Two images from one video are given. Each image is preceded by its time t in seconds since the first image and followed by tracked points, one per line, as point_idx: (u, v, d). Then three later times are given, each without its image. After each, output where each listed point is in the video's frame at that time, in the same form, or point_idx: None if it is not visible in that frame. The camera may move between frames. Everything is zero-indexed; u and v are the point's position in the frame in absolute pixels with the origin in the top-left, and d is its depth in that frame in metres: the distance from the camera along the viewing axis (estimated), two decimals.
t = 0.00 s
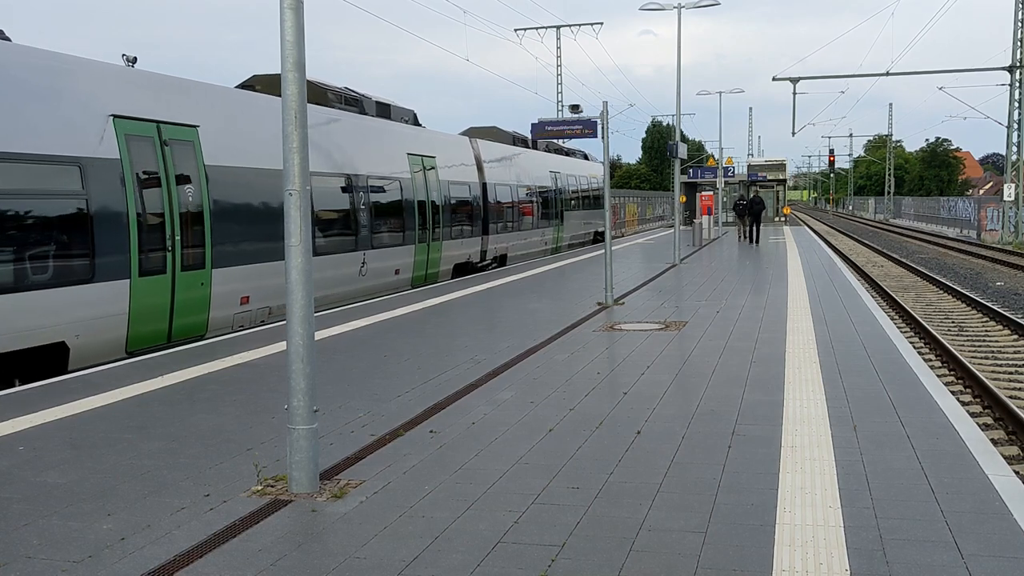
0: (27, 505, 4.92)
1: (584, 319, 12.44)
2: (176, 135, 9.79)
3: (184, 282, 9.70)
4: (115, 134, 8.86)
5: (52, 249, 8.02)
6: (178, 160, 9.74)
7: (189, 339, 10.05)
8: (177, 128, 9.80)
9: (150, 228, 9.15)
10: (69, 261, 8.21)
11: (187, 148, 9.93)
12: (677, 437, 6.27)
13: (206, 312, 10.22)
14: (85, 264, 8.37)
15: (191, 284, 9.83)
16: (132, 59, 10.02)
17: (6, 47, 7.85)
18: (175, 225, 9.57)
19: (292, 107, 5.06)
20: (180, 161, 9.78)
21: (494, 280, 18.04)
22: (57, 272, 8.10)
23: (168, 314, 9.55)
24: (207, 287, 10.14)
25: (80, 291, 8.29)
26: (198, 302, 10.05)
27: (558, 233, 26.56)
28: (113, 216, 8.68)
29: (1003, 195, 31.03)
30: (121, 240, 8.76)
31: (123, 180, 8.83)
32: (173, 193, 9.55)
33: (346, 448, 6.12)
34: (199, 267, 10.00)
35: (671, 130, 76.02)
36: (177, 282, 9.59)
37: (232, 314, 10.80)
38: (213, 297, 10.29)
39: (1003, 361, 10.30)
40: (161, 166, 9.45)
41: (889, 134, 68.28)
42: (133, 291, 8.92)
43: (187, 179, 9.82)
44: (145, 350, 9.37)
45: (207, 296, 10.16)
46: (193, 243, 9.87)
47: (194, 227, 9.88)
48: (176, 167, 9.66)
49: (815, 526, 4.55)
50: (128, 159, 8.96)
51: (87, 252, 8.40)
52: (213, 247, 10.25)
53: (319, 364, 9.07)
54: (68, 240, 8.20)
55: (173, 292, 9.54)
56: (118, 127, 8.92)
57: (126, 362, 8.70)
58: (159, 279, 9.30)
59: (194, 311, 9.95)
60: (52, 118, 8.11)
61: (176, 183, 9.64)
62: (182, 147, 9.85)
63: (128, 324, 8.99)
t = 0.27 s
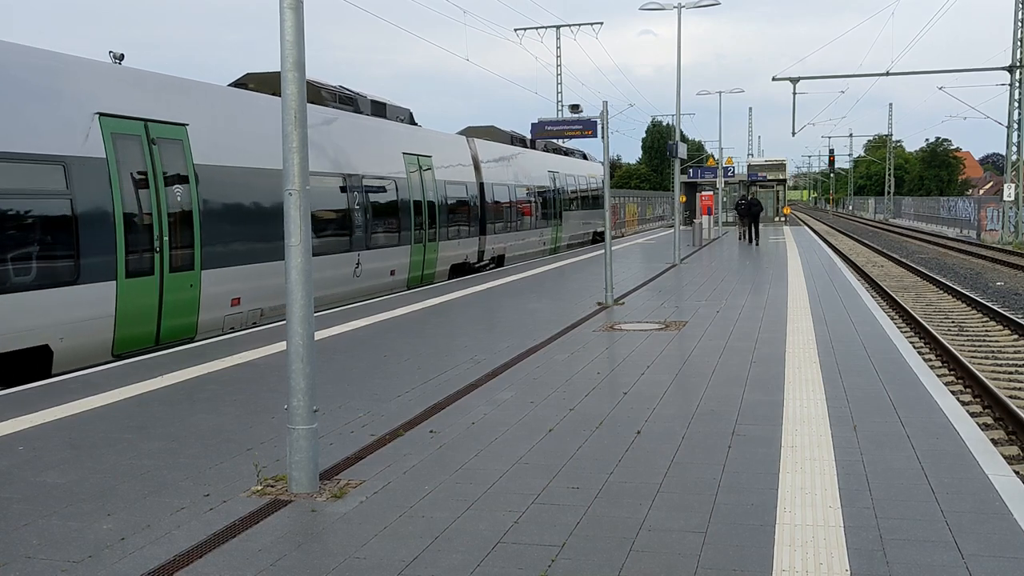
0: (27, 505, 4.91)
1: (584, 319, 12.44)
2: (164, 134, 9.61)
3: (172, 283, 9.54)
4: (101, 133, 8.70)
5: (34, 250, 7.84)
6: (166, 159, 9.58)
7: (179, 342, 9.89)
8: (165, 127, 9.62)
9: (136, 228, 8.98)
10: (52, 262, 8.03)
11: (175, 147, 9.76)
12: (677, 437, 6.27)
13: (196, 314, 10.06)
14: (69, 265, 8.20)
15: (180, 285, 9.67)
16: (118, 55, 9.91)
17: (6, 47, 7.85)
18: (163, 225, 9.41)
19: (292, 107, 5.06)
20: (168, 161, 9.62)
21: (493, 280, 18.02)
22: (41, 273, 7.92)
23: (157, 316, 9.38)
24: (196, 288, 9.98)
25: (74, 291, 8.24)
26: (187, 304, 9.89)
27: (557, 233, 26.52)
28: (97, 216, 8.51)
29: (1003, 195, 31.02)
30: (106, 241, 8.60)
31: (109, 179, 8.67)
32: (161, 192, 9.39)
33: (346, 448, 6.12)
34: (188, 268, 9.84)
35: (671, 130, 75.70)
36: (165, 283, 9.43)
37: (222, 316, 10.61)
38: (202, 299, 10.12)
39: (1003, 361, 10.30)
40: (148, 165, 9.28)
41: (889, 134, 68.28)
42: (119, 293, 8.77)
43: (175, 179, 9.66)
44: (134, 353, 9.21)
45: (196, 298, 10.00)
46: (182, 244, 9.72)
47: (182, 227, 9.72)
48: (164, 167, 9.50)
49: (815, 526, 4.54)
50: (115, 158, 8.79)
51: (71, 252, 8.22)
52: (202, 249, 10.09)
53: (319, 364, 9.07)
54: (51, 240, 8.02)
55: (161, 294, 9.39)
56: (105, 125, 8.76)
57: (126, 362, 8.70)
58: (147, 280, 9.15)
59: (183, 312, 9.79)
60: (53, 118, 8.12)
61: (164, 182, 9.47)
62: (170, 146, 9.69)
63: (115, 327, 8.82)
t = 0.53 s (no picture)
0: (26, 505, 4.92)
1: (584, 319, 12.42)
2: (151, 132, 9.40)
3: (159, 285, 9.32)
4: (84, 130, 8.47)
5: (15, 252, 7.59)
6: (152, 158, 9.34)
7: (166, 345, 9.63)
8: (152, 125, 9.40)
9: (121, 228, 8.76)
10: (33, 264, 7.78)
11: (162, 146, 9.54)
12: (677, 437, 6.26)
13: (183, 317, 9.82)
14: (51, 268, 7.94)
15: (166, 287, 9.43)
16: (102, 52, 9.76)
17: (6, 47, 7.85)
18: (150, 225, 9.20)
19: (292, 107, 5.05)
20: (154, 160, 9.38)
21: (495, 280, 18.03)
22: (21, 275, 7.67)
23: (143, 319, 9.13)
24: (183, 290, 9.75)
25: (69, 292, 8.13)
26: (174, 306, 9.64)
27: (555, 233, 26.41)
28: (78, 216, 8.27)
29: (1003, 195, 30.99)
30: (89, 242, 8.35)
31: (92, 177, 8.45)
32: (147, 192, 9.17)
33: (345, 448, 6.11)
34: (175, 270, 9.62)
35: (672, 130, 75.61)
36: (151, 285, 9.19)
37: (211, 318, 10.38)
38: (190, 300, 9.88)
39: (1003, 361, 10.30)
40: (134, 164, 9.06)
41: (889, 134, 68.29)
42: (104, 295, 8.54)
43: (161, 178, 9.42)
44: (119, 357, 8.95)
45: (183, 300, 9.76)
46: (169, 244, 9.50)
47: (168, 228, 9.49)
48: (149, 165, 9.26)
49: (815, 526, 4.54)
50: (97, 156, 8.57)
51: (52, 253, 7.96)
52: (189, 248, 9.86)
53: (319, 364, 9.06)
54: (32, 242, 7.78)
55: (147, 295, 9.15)
56: (88, 123, 8.53)
57: (126, 362, 8.70)
58: (133, 282, 8.92)
59: (169, 315, 9.55)
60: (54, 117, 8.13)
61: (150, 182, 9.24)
62: (156, 144, 9.45)
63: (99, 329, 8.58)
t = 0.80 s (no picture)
0: (26, 505, 4.91)
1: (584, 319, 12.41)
2: (134, 130, 9.16)
3: (143, 287, 9.09)
4: (64, 127, 8.25)
5: None
6: (135, 157, 9.12)
7: (150, 348, 9.42)
8: (134, 123, 9.17)
9: (101, 228, 8.53)
10: (8, 266, 7.56)
11: (146, 144, 9.32)
12: (677, 437, 6.26)
13: (168, 320, 9.58)
14: (28, 270, 7.72)
15: (150, 289, 9.21)
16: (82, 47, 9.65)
17: (6, 47, 7.86)
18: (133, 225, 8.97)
19: (292, 107, 5.05)
20: (138, 159, 9.16)
21: (495, 280, 18.03)
22: None
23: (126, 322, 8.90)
24: (168, 292, 9.53)
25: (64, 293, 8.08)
26: (159, 309, 9.41)
27: (553, 233, 26.25)
28: (57, 216, 8.05)
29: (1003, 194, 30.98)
30: (68, 244, 8.12)
31: (72, 176, 8.23)
32: (130, 192, 8.94)
33: (345, 448, 6.11)
34: (160, 271, 9.39)
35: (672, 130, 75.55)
36: (134, 287, 8.96)
37: (197, 320, 10.16)
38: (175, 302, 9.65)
39: (1003, 361, 10.30)
40: (116, 164, 8.84)
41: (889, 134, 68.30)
42: (84, 298, 8.31)
43: (145, 178, 9.20)
44: (100, 361, 8.73)
45: (168, 303, 9.53)
46: (153, 245, 9.28)
47: (152, 228, 9.27)
48: (132, 165, 9.04)
49: (815, 526, 4.54)
50: (77, 154, 8.34)
51: (28, 255, 7.73)
52: (175, 249, 9.64)
53: (319, 364, 9.06)
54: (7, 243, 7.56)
55: (131, 298, 8.92)
56: (68, 121, 8.30)
57: (126, 362, 8.70)
58: (115, 284, 8.69)
59: (153, 318, 9.32)
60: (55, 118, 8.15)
61: (133, 181, 9.01)
62: (139, 143, 9.23)
63: (79, 333, 8.34)
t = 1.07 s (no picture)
0: (26, 505, 4.91)
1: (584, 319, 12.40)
2: (114, 128, 8.90)
3: (122, 289, 8.83)
4: (40, 126, 7.98)
5: None
6: (115, 156, 8.86)
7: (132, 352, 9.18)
8: (115, 121, 8.91)
9: (78, 228, 8.27)
10: None
11: (127, 143, 9.06)
12: (677, 437, 6.26)
13: (150, 322, 9.34)
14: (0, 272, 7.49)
15: (130, 292, 8.96)
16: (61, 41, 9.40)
17: (7, 48, 7.88)
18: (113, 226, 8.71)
19: (292, 107, 5.05)
20: (118, 158, 8.90)
21: (494, 280, 18.07)
22: None
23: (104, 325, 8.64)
24: (150, 295, 9.28)
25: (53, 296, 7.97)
26: (140, 312, 9.17)
27: (550, 233, 26.03)
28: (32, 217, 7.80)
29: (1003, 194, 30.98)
30: (44, 243, 7.89)
31: (49, 177, 7.97)
32: (109, 191, 8.68)
33: (345, 448, 6.10)
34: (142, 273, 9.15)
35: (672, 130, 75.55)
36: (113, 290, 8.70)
37: (182, 323, 9.91)
38: (157, 305, 9.43)
39: (1003, 361, 10.29)
40: (96, 164, 8.58)
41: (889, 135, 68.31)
42: (61, 301, 8.06)
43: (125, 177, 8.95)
44: (78, 366, 8.47)
45: (150, 305, 9.28)
46: (134, 247, 9.03)
47: (133, 230, 9.02)
48: (112, 164, 8.78)
49: (815, 526, 4.54)
50: (54, 154, 8.08)
51: None
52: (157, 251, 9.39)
53: (319, 364, 9.06)
54: None
55: (109, 301, 8.67)
56: (44, 118, 8.04)
57: (126, 362, 8.71)
58: (93, 287, 8.45)
59: (134, 321, 9.07)
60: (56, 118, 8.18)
61: (113, 181, 8.76)
62: (120, 142, 8.97)
63: (55, 338, 8.09)
